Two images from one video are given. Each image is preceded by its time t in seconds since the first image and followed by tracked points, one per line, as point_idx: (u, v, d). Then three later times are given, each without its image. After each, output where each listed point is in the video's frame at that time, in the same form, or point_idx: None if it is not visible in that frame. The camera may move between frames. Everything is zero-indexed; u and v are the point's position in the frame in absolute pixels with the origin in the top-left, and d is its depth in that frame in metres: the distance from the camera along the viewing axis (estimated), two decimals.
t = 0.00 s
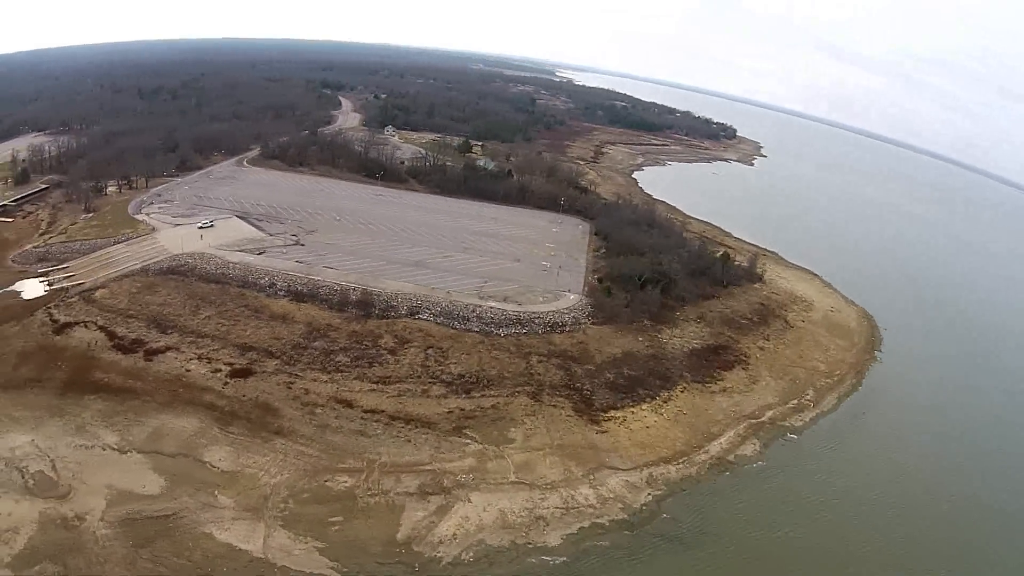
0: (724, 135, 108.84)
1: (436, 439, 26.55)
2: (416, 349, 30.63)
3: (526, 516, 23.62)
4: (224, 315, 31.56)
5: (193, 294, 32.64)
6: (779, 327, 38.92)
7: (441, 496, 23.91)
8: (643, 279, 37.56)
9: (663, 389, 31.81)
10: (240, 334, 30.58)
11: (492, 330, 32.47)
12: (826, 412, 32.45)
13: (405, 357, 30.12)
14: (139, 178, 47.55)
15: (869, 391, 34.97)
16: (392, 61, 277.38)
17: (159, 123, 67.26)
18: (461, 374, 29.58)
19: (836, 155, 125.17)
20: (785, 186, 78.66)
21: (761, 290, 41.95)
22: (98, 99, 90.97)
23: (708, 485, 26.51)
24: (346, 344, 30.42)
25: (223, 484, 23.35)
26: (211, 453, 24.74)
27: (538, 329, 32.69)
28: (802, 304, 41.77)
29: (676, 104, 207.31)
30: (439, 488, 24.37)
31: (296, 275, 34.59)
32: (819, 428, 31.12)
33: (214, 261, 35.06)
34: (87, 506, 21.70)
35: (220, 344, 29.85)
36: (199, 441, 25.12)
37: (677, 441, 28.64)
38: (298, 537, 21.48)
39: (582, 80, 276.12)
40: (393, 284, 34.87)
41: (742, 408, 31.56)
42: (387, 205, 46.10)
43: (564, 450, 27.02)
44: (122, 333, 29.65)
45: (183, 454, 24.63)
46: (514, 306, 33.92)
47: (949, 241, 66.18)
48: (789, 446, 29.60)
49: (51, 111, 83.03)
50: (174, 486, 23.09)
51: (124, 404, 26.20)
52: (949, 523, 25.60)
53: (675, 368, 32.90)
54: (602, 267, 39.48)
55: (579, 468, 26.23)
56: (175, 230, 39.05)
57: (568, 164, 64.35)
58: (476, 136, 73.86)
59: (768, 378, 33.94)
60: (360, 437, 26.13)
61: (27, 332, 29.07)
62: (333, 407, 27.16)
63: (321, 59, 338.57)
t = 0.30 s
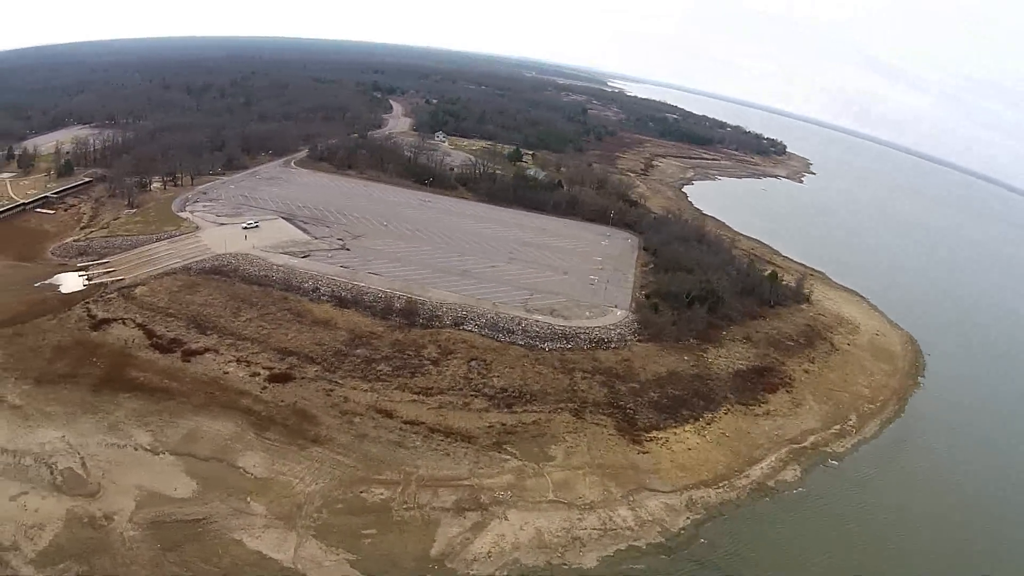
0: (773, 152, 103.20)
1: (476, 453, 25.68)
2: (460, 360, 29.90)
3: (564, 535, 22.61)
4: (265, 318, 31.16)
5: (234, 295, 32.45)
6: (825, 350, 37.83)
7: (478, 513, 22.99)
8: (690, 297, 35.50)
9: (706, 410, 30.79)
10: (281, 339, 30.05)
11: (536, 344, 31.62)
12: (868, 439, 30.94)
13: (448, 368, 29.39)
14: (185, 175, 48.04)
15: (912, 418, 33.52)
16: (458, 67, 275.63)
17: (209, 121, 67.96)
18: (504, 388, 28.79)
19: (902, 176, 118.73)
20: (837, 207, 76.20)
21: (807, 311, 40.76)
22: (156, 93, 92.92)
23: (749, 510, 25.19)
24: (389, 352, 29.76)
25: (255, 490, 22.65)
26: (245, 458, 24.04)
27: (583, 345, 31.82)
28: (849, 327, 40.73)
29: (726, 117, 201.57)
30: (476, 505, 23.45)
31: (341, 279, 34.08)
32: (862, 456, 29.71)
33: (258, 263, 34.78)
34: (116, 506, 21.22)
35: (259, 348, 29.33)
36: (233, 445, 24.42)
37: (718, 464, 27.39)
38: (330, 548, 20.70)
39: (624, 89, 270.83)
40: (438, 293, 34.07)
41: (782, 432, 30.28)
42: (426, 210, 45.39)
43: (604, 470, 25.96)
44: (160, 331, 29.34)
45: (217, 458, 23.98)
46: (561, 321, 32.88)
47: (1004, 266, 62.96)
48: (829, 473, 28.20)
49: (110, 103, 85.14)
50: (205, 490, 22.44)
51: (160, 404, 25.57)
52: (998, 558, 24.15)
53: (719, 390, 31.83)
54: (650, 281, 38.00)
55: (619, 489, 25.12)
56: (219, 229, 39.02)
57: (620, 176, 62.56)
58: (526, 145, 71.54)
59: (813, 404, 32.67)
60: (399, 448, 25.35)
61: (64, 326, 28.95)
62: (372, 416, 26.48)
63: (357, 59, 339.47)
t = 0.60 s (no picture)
0: (812, 161, 98.20)
1: (505, 467, 24.82)
2: (491, 371, 29.17)
3: (591, 554, 21.74)
4: (295, 324, 30.60)
5: (265, 299, 31.97)
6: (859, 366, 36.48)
7: (506, 528, 22.11)
8: (726, 311, 34.98)
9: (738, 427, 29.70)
10: (312, 345, 29.44)
11: (570, 356, 30.73)
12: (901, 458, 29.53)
13: (480, 379, 28.62)
14: (218, 176, 47.88)
15: (949, 437, 32.01)
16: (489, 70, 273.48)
17: (244, 121, 67.92)
18: (536, 401, 27.99)
19: (950, 191, 113.55)
20: (874, 214, 74.36)
21: (842, 327, 39.55)
22: (193, 92, 93.41)
23: (779, 531, 24.02)
24: (420, 361, 29.08)
25: (280, 498, 21.97)
26: (271, 466, 23.38)
27: (617, 358, 30.99)
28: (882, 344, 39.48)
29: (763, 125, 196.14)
30: (504, 520, 22.55)
31: (373, 286, 33.45)
32: (896, 475, 28.35)
33: (289, 268, 34.29)
34: (137, 511, 20.69)
35: (288, 353, 28.73)
36: (259, 453, 23.76)
37: (749, 482, 26.21)
38: (354, 561, 19.99)
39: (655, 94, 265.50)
40: (471, 302, 33.30)
41: (813, 451, 28.97)
42: (455, 216, 44.70)
43: (634, 487, 24.94)
44: (189, 334, 28.87)
45: (242, 465, 23.33)
46: (595, 333, 31.95)
47: None
48: (861, 492, 26.88)
49: (148, 101, 85.70)
50: (228, 497, 21.80)
51: (185, 408, 24.97)
52: None
53: (753, 406, 30.62)
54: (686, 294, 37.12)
55: (649, 507, 24.09)
56: (251, 231, 38.63)
57: (657, 185, 61.09)
58: (562, 152, 69.70)
59: (846, 422, 31.37)
60: (428, 460, 24.56)
61: (91, 326, 28.58)
62: (401, 426, 25.74)
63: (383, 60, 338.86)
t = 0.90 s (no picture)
0: (837, 169, 96.34)
1: (527, 481, 24.02)
2: (513, 381, 28.66)
3: (612, 571, 21.00)
4: (317, 329, 30.09)
5: (287, 303, 31.51)
6: (884, 381, 35.26)
7: (526, 543, 21.36)
8: (752, 322, 34.02)
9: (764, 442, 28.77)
10: (333, 351, 28.91)
11: (594, 367, 30.00)
12: (925, 476, 28.44)
13: (503, 390, 28.07)
14: (242, 177, 47.67)
15: (975, 454, 30.87)
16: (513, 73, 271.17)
17: (269, 122, 67.82)
18: (560, 413, 27.31)
19: (991, 204, 109.23)
20: (903, 223, 72.60)
21: (868, 340, 38.47)
22: (220, 92, 93.64)
23: (802, 550, 23.13)
24: (443, 370, 28.46)
25: (297, 508, 21.34)
26: (289, 474, 22.76)
27: (643, 370, 30.25)
28: (908, 359, 38.13)
29: (793, 133, 191.82)
30: (525, 534, 21.81)
31: (397, 292, 32.85)
32: (920, 493, 27.30)
33: (313, 272, 33.82)
34: (152, 517, 20.17)
35: (309, 359, 28.20)
36: (277, 461, 23.14)
37: (772, 500, 25.23)
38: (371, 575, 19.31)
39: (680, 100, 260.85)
40: (497, 310, 32.66)
41: (836, 468, 27.94)
42: (480, 222, 44.09)
43: (657, 503, 24.09)
44: (209, 337, 28.39)
45: (261, 472, 22.73)
46: (621, 343, 31.16)
47: None
48: (884, 511, 25.90)
49: (175, 99, 85.98)
50: (245, 505, 21.20)
51: (203, 413, 24.43)
52: None
53: (777, 422, 29.69)
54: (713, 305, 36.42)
55: (672, 523, 23.22)
56: (274, 233, 38.22)
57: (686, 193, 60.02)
58: (588, 158, 68.54)
59: (871, 438, 30.23)
60: (449, 472, 23.85)
61: (110, 327, 28.15)
62: (423, 437, 25.03)
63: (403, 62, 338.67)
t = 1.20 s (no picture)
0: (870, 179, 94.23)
1: (554, 495, 23.18)
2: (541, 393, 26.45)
3: None
4: (345, 335, 29.52)
5: (315, 308, 31.01)
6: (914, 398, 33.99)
7: (552, 560, 20.52)
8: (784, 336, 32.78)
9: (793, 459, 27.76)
10: (361, 358, 28.36)
11: (625, 379, 27.81)
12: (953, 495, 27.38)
13: (533, 401, 26.32)
14: (271, 178, 47.36)
15: (1007, 475, 29.66)
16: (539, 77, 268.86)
17: (300, 123, 67.73)
18: (589, 426, 26.52)
19: None
20: (934, 235, 70.87)
21: (899, 355, 37.24)
22: (251, 91, 94.06)
23: (830, 571, 22.12)
24: (471, 380, 26.98)
25: (320, 518, 20.66)
26: (312, 484, 22.07)
27: (674, 384, 28.36)
28: (938, 375, 36.80)
29: (826, 143, 187.31)
30: (550, 550, 20.99)
31: (428, 300, 32.29)
32: (950, 514, 26.21)
33: (341, 276, 33.33)
34: (172, 523, 19.62)
35: (336, 366, 27.61)
36: (301, 469, 22.46)
37: (800, 518, 24.20)
38: None
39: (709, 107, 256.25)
40: (527, 320, 31.72)
41: (864, 486, 26.79)
42: (510, 229, 43.34)
43: (684, 519, 23.20)
44: (235, 342, 27.88)
45: (284, 481, 22.06)
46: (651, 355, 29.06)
47: None
48: (913, 531, 24.84)
49: (206, 99, 86.52)
50: (267, 514, 20.58)
51: (227, 419, 23.85)
52: None
53: (807, 438, 28.63)
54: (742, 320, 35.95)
55: (699, 541, 22.32)
56: (303, 237, 37.78)
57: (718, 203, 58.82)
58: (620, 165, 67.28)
59: (901, 456, 29.12)
60: (476, 484, 23.10)
61: (135, 328, 27.77)
62: (449, 448, 24.27)
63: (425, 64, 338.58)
